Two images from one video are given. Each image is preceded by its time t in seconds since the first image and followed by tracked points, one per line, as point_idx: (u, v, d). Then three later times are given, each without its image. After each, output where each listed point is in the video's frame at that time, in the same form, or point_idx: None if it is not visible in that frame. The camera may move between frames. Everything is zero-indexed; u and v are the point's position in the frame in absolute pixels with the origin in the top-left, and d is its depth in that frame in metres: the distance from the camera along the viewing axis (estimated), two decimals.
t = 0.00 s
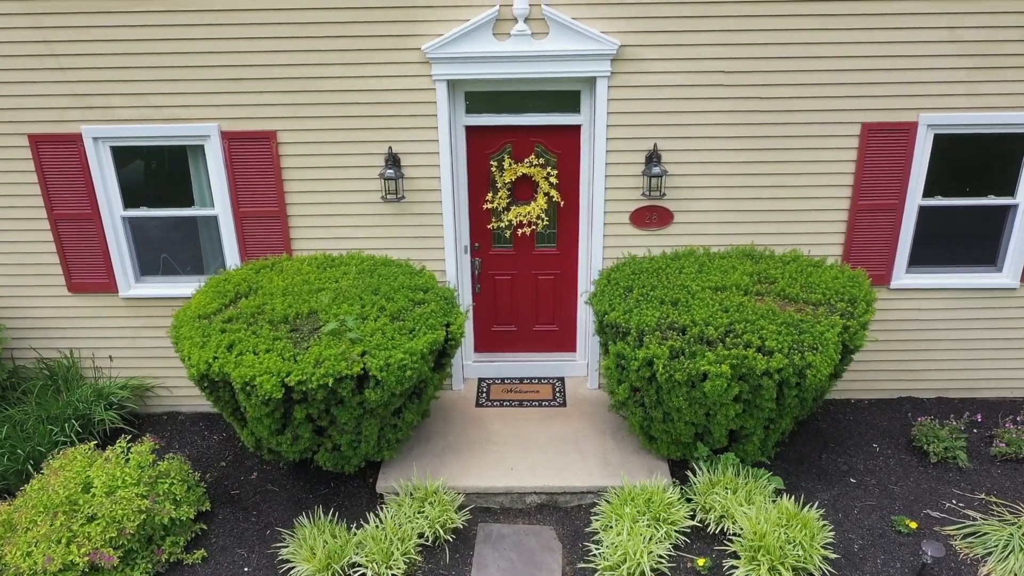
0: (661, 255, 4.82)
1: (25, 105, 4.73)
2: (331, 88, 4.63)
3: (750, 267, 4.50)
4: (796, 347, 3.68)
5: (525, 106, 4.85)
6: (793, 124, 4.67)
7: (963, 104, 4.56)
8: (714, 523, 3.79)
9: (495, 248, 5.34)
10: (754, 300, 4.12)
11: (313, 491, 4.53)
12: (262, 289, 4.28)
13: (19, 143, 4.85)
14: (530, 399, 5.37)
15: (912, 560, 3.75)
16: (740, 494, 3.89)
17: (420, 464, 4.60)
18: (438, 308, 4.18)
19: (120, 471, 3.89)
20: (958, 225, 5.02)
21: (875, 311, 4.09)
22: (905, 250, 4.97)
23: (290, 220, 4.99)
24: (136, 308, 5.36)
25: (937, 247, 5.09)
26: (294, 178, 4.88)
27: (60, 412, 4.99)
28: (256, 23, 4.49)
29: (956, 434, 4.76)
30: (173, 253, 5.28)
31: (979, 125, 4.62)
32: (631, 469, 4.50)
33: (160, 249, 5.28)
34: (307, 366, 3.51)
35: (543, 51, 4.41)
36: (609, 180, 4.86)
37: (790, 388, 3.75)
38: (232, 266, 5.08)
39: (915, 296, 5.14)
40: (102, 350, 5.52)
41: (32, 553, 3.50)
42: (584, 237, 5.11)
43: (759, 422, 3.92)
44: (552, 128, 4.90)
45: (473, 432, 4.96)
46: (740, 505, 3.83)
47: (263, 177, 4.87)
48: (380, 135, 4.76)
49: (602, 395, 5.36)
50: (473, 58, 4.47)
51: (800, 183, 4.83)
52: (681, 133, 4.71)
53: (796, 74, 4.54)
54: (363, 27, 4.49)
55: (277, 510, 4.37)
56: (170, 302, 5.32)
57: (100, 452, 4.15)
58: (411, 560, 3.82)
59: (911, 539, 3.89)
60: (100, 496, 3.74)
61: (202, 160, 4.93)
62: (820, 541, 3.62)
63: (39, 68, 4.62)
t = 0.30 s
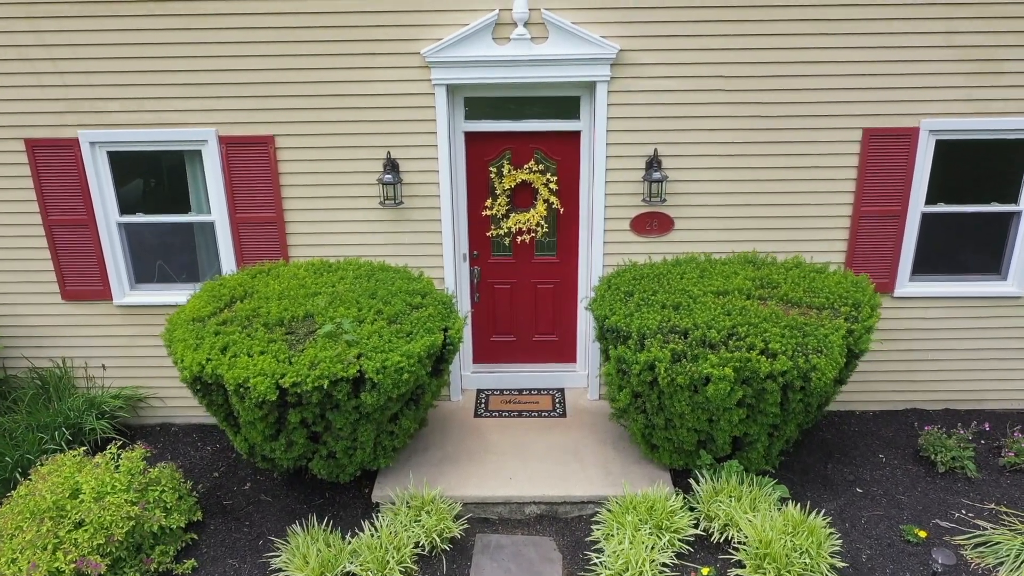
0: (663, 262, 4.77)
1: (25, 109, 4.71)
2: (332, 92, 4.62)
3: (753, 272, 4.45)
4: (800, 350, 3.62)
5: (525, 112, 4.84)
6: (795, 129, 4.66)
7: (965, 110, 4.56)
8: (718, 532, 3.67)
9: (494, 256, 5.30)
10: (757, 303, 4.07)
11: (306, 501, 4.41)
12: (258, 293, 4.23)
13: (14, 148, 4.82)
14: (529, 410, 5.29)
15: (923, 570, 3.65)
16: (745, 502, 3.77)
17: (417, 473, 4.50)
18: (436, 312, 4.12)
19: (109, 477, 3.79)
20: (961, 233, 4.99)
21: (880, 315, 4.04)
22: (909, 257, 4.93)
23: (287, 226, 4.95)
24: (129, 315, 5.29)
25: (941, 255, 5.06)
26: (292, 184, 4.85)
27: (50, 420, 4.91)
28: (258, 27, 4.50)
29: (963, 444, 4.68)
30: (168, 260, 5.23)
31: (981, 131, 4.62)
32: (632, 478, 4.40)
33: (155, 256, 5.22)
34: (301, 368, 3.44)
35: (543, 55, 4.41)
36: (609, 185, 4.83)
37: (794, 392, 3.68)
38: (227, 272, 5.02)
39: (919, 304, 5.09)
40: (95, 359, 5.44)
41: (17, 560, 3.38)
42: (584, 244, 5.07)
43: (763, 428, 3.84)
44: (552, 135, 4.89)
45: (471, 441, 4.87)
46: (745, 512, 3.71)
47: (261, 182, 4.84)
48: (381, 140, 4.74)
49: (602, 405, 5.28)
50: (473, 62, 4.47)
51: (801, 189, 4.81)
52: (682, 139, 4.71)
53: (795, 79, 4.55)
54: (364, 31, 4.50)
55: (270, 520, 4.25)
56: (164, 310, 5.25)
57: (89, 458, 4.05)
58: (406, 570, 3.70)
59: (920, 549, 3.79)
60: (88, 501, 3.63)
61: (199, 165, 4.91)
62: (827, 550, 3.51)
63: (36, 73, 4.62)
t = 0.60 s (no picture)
0: (666, 268, 4.72)
1: (27, 114, 4.72)
2: (335, 97, 4.65)
3: (756, 277, 4.40)
4: (805, 352, 3.56)
5: (525, 118, 4.85)
6: (796, 135, 4.67)
7: (967, 115, 4.57)
8: (723, 540, 3.55)
9: (494, 264, 5.25)
10: (761, 307, 4.02)
11: (301, 511, 4.31)
12: (255, 296, 4.17)
13: (11, 153, 4.82)
14: (529, 420, 5.20)
15: None
16: (751, 509, 3.66)
17: (416, 482, 4.40)
18: (435, 315, 4.07)
19: (98, 482, 3.68)
20: (966, 240, 4.96)
21: (885, 319, 3.98)
22: (913, 264, 4.89)
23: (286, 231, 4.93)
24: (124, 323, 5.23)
25: (945, 263, 5.02)
26: (292, 189, 4.85)
27: (41, 429, 4.82)
28: (261, 32, 4.53)
29: (972, 453, 4.59)
30: (165, 267, 5.18)
31: (984, 136, 4.62)
32: (635, 487, 4.31)
33: (152, 263, 5.17)
34: (298, 370, 3.37)
35: (543, 60, 4.42)
36: (609, 191, 4.82)
37: (799, 396, 3.61)
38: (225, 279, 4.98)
39: (924, 312, 5.04)
40: (89, 369, 5.36)
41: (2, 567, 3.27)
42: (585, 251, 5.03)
43: (769, 433, 3.77)
44: (552, 141, 4.88)
45: (470, 452, 4.78)
46: (751, 519, 3.60)
47: (260, 188, 4.83)
48: (383, 145, 4.75)
49: (604, 416, 5.20)
50: (474, 67, 4.48)
51: (802, 195, 4.80)
52: (683, 144, 4.71)
53: (794, 84, 4.57)
54: (368, 35, 4.53)
55: (264, 531, 4.15)
56: (160, 318, 5.19)
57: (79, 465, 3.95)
58: None
59: (932, 559, 3.69)
60: (76, 506, 3.52)
61: (197, 170, 4.91)
62: (837, 557, 3.40)
63: (36, 78, 4.64)
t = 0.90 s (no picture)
0: (668, 274, 4.68)
1: (27, 118, 4.71)
2: (337, 102, 4.65)
3: (760, 282, 4.35)
4: (811, 353, 3.50)
5: (525, 124, 4.85)
6: (798, 140, 4.68)
7: (968, 120, 4.59)
8: (730, 547, 3.45)
9: (494, 272, 5.20)
10: (765, 310, 3.96)
11: (296, 521, 4.20)
12: (251, 300, 4.13)
13: (9, 158, 4.81)
14: (529, 431, 5.12)
15: None
16: (758, 515, 3.56)
17: (414, 490, 4.31)
18: (433, 319, 4.02)
19: (88, 487, 3.59)
20: (969, 247, 4.93)
21: (891, 323, 3.93)
22: (917, 271, 4.86)
23: (284, 238, 4.89)
24: (119, 330, 5.16)
25: (950, 270, 4.98)
26: (292, 195, 4.83)
27: (32, 437, 4.75)
28: (263, 37, 4.54)
29: (982, 462, 4.50)
30: (161, 274, 5.13)
31: (986, 142, 4.63)
32: (638, 496, 4.22)
33: (148, 270, 5.13)
34: (294, 370, 3.31)
35: (543, 64, 4.47)
36: (611, 196, 4.79)
37: (805, 399, 3.54)
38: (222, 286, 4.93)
39: (930, 320, 4.98)
40: (82, 377, 5.28)
41: None
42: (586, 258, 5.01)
43: (775, 438, 3.69)
44: (552, 148, 4.88)
45: (469, 462, 4.68)
46: (758, 526, 3.49)
47: (259, 193, 4.81)
48: (385, 150, 4.74)
49: (605, 426, 5.12)
50: (475, 71, 4.51)
51: (804, 201, 4.79)
52: (685, 149, 4.71)
53: (794, 89, 4.58)
54: (370, 40, 4.54)
55: (258, 541, 4.04)
56: (155, 326, 5.13)
57: (68, 470, 3.86)
58: None
59: (944, 567, 3.59)
60: (64, 511, 3.42)
61: (195, 176, 4.88)
62: (846, 564, 3.29)
63: (36, 83, 4.65)
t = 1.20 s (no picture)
0: (671, 280, 4.63)
1: (25, 123, 4.70)
2: (337, 106, 4.64)
3: (763, 287, 4.30)
4: (815, 354, 3.44)
5: (526, 130, 4.84)
6: (800, 145, 4.66)
7: (970, 125, 4.58)
8: (736, 554, 3.35)
9: (494, 280, 5.15)
10: (768, 313, 3.91)
11: (291, 531, 4.10)
12: (247, 303, 4.07)
13: (5, 163, 4.78)
14: (529, 441, 5.02)
15: None
16: (765, 521, 3.47)
17: (411, 499, 4.21)
18: (432, 322, 3.96)
19: (77, 490, 3.50)
20: (974, 254, 4.89)
21: (896, 326, 3.87)
22: (921, 277, 4.81)
23: (283, 243, 4.85)
24: (113, 337, 5.09)
25: (954, 277, 4.93)
26: (291, 200, 4.79)
27: (21, 444, 4.70)
28: (264, 41, 4.54)
29: (991, 471, 4.41)
30: (157, 281, 5.07)
31: (988, 147, 4.62)
32: (641, 505, 4.12)
33: (144, 276, 5.07)
34: (289, 371, 3.26)
35: (544, 68, 4.47)
36: (612, 202, 4.76)
37: (810, 402, 3.48)
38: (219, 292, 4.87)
39: (935, 328, 4.92)
40: (74, 386, 5.19)
41: None
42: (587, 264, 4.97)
43: (780, 442, 3.61)
44: (553, 154, 4.85)
45: (467, 471, 4.59)
46: (764, 531, 3.40)
47: (257, 199, 4.77)
48: (385, 155, 4.72)
49: (607, 437, 5.03)
50: (476, 75, 4.50)
51: (807, 206, 4.75)
52: (687, 154, 4.69)
53: (796, 94, 4.58)
54: (371, 44, 4.54)
55: (251, 550, 3.94)
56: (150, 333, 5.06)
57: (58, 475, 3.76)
58: None
59: None
60: (52, 515, 3.32)
61: (193, 181, 4.85)
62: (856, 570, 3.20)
63: (35, 87, 4.64)
